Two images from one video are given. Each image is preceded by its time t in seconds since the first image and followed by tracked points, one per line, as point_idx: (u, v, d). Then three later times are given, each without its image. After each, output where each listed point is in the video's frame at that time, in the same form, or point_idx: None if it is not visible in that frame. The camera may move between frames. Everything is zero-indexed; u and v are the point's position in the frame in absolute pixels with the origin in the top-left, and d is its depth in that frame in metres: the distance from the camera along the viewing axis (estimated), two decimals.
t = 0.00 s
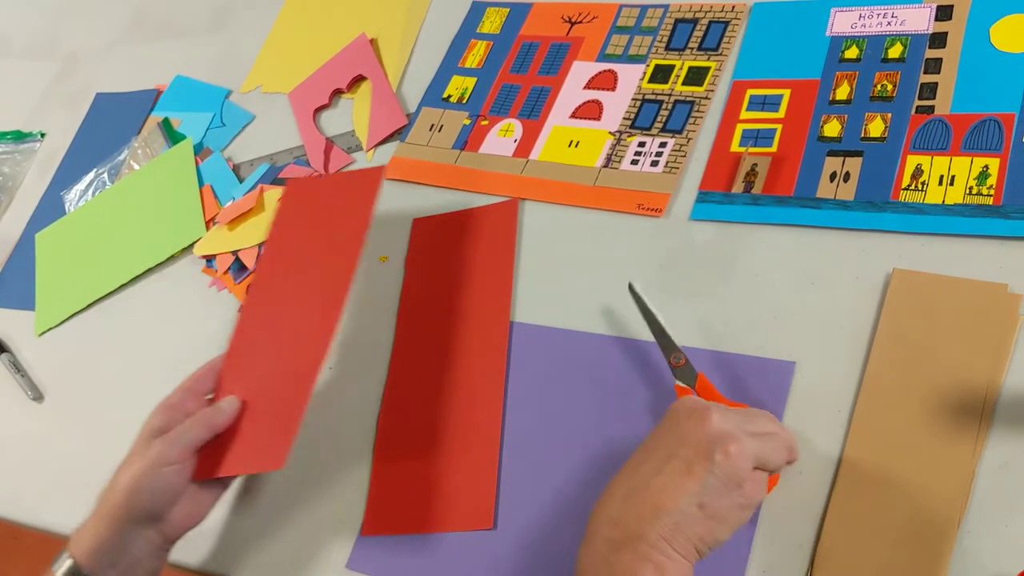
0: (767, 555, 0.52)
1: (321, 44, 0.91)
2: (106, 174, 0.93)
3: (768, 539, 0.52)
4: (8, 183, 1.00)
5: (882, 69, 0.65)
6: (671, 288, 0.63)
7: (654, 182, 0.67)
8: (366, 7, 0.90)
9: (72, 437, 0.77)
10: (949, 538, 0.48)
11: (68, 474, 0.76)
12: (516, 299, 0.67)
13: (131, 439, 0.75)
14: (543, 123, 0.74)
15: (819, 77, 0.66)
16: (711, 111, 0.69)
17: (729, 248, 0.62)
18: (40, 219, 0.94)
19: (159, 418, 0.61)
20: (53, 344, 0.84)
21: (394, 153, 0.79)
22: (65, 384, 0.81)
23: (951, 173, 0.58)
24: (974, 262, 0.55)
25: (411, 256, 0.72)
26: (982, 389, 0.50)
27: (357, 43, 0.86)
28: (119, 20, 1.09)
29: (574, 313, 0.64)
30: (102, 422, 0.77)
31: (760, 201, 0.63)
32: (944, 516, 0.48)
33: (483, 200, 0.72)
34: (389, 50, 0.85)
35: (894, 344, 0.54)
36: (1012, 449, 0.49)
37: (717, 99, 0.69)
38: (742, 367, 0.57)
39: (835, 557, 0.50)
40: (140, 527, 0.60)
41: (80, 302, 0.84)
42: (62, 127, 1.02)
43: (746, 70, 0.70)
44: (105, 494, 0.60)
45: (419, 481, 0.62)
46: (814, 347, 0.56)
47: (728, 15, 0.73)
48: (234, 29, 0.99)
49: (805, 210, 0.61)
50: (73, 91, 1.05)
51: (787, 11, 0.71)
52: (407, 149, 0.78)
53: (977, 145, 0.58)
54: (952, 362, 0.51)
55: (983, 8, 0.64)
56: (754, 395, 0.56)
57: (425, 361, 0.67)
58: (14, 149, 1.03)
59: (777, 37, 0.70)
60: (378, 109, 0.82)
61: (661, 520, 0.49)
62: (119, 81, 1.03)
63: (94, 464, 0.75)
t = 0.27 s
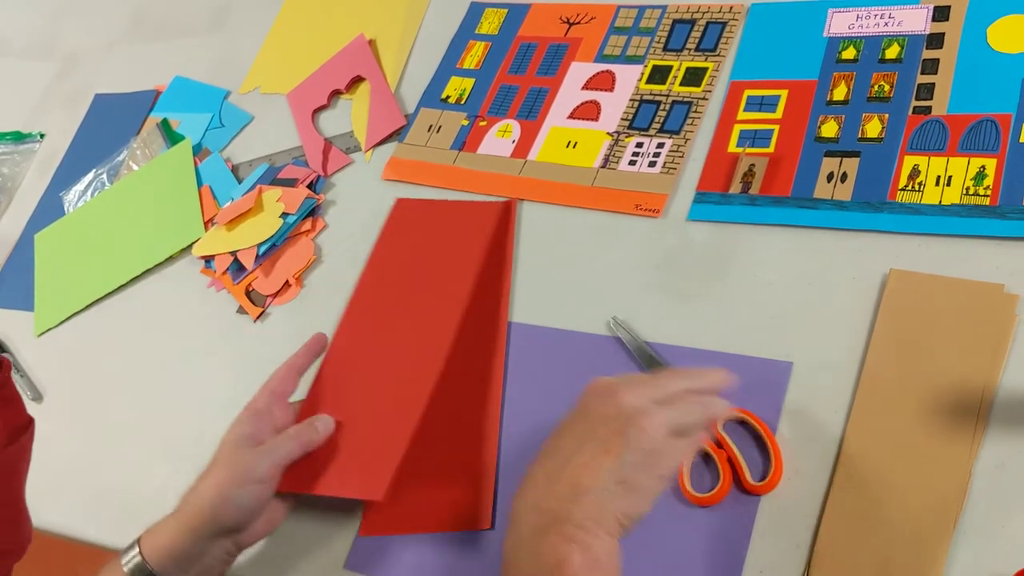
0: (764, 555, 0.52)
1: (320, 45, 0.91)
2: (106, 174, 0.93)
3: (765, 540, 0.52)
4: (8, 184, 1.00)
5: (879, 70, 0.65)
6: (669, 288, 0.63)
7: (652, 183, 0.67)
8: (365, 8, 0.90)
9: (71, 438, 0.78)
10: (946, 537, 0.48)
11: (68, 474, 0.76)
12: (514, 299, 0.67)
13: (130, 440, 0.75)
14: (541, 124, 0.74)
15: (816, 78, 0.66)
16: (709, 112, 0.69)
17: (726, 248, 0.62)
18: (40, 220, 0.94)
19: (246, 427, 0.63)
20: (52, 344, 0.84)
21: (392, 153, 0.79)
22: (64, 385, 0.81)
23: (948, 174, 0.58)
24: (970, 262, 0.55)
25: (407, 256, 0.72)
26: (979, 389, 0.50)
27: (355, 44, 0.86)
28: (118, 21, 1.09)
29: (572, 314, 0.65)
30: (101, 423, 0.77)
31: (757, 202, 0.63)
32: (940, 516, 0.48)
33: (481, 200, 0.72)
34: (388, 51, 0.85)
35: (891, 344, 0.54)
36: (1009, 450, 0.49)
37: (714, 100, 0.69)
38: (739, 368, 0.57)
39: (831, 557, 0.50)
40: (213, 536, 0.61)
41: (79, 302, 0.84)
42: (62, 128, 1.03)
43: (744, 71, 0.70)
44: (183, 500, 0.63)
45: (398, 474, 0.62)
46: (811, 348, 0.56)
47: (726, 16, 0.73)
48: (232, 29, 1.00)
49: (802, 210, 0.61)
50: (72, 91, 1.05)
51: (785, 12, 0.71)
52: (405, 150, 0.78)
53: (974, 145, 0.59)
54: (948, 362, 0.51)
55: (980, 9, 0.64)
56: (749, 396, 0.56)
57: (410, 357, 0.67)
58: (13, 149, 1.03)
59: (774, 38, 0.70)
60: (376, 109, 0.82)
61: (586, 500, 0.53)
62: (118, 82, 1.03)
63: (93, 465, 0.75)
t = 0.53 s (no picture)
0: (762, 556, 0.52)
1: (319, 46, 0.91)
2: (106, 176, 0.93)
3: (763, 541, 0.52)
4: (8, 185, 1.00)
5: (877, 71, 0.65)
6: (667, 289, 0.63)
7: (651, 183, 0.67)
8: (364, 9, 0.91)
9: (71, 439, 0.78)
10: (944, 537, 0.48)
11: (69, 475, 0.76)
12: (513, 300, 0.67)
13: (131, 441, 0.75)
14: (540, 125, 0.74)
15: (814, 78, 0.67)
16: (707, 113, 0.69)
17: (724, 249, 0.62)
18: (39, 222, 0.94)
19: (273, 467, 0.60)
20: (52, 346, 0.84)
21: (391, 154, 0.79)
22: (63, 386, 0.81)
23: (946, 174, 0.58)
24: (968, 263, 0.55)
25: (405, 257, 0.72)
26: (977, 390, 0.50)
27: (354, 45, 0.86)
28: (118, 22, 1.09)
29: (571, 315, 0.65)
30: (101, 424, 0.77)
31: (756, 203, 0.63)
32: (938, 516, 0.48)
33: (480, 201, 0.72)
34: (387, 52, 0.85)
35: (889, 344, 0.54)
36: (1007, 450, 0.49)
37: (713, 100, 0.69)
38: (739, 369, 0.57)
39: (830, 558, 0.50)
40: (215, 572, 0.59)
41: (80, 303, 0.84)
42: (61, 129, 1.03)
43: (742, 72, 0.70)
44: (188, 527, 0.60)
45: (401, 469, 0.64)
46: (809, 349, 0.57)
47: (724, 17, 0.73)
48: (231, 31, 1.00)
49: (801, 211, 0.61)
50: (72, 93, 1.06)
51: (783, 13, 0.71)
52: (404, 151, 0.78)
53: (972, 146, 0.59)
54: (946, 363, 0.52)
55: (977, 10, 0.64)
56: (747, 396, 0.56)
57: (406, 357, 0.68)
58: (13, 151, 1.03)
59: (772, 39, 0.70)
60: (375, 110, 0.82)
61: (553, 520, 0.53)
62: (118, 83, 1.03)
63: (94, 466, 0.76)
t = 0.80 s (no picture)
0: (763, 556, 0.52)
1: (319, 47, 0.91)
2: (106, 176, 0.93)
3: (764, 540, 0.52)
4: (9, 185, 1.00)
5: (877, 70, 0.65)
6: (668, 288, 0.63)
7: (652, 183, 0.67)
8: (364, 9, 0.91)
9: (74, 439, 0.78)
10: (944, 536, 0.48)
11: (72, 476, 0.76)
12: (513, 300, 0.67)
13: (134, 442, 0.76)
14: (540, 125, 0.74)
15: (815, 78, 0.67)
16: (707, 112, 0.69)
17: (725, 249, 0.63)
18: (40, 222, 0.94)
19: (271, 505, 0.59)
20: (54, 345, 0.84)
21: (392, 154, 0.79)
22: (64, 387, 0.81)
23: (946, 173, 0.58)
24: (968, 262, 0.56)
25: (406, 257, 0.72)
26: (977, 389, 0.50)
27: (354, 45, 0.86)
28: (118, 22, 1.09)
29: (571, 314, 0.65)
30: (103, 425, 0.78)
31: (756, 202, 0.63)
32: (938, 515, 0.48)
33: (480, 201, 0.72)
34: (387, 52, 0.85)
35: (890, 344, 0.54)
36: (1008, 449, 0.49)
37: (713, 100, 0.70)
38: (740, 369, 0.58)
39: (830, 557, 0.50)
40: None
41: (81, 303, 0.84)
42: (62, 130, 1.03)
43: (743, 72, 0.70)
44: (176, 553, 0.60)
45: (402, 467, 0.65)
46: (810, 348, 0.57)
47: (724, 16, 0.73)
48: (232, 31, 1.00)
49: (801, 210, 0.61)
50: (72, 93, 1.06)
51: (783, 12, 0.71)
52: (404, 151, 0.78)
53: (972, 145, 0.59)
54: (947, 362, 0.52)
55: (978, 9, 0.64)
56: (749, 395, 0.56)
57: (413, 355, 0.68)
58: (13, 151, 1.03)
59: (773, 39, 0.70)
60: (376, 110, 0.82)
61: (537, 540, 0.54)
62: (118, 84, 1.03)
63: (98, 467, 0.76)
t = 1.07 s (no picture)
0: (762, 557, 0.52)
1: (319, 48, 0.91)
2: (107, 177, 0.93)
3: (764, 540, 0.52)
4: (8, 187, 1.00)
5: (876, 71, 0.65)
6: (667, 290, 0.63)
7: (652, 184, 0.67)
8: (364, 11, 0.91)
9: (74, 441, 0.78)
10: (944, 536, 0.48)
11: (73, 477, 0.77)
12: (513, 301, 0.67)
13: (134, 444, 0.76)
14: (540, 126, 0.74)
15: (814, 78, 0.67)
16: (707, 113, 0.69)
17: (724, 250, 0.63)
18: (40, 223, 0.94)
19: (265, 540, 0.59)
20: (54, 346, 0.84)
21: (391, 155, 0.79)
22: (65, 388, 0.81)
23: (946, 174, 0.58)
24: (967, 263, 0.56)
25: (406, 258, 0.72)
26: (977, 390, 0.50)
27: (354, 46, 0.86)
28: (118, 24, 1.09)
29: (571, 315, 0.65)
30: (104, 427, 0.78)
31: (756, 203, 0.63)
32: (936, 515, 0.48)
33: (480, 202, 0.72)
34: (387, 53, 0.86)
35: (889, 344, 0.54)
36: (1007, 449, 0.49)
37: (712, 101, 0.70)
38: (740, 369, 0.57)
39: (830, 558, 0.50)
40: None
41: (81, 304, 0.85)
42: (62, 132, 1.03)
43: (742, 73, 0.70)
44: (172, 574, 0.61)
45: (401, 469, 0.65)
46: (809, 349, 0.57)
47: (723, 17, 0.73)
48: (232, 32, 1.00)
49: (801, 211, 0.61)
50: (72, 95, 1.06)
51: (782, 13, 0.71)
52: (404, 152, 0.78)
53: (972, 145, 0.59)
54: (946, 362, 0.52)
55: (977, 10, 0.64)
56: (748, 396, 0.56)
57: (412, 361, 0.68)
58: (13, 153, 1.03)
59: (772, 40, 0.70)
60: (375, 112, 0.82)
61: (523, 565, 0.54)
62: (118, 85, 1.03)
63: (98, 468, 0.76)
